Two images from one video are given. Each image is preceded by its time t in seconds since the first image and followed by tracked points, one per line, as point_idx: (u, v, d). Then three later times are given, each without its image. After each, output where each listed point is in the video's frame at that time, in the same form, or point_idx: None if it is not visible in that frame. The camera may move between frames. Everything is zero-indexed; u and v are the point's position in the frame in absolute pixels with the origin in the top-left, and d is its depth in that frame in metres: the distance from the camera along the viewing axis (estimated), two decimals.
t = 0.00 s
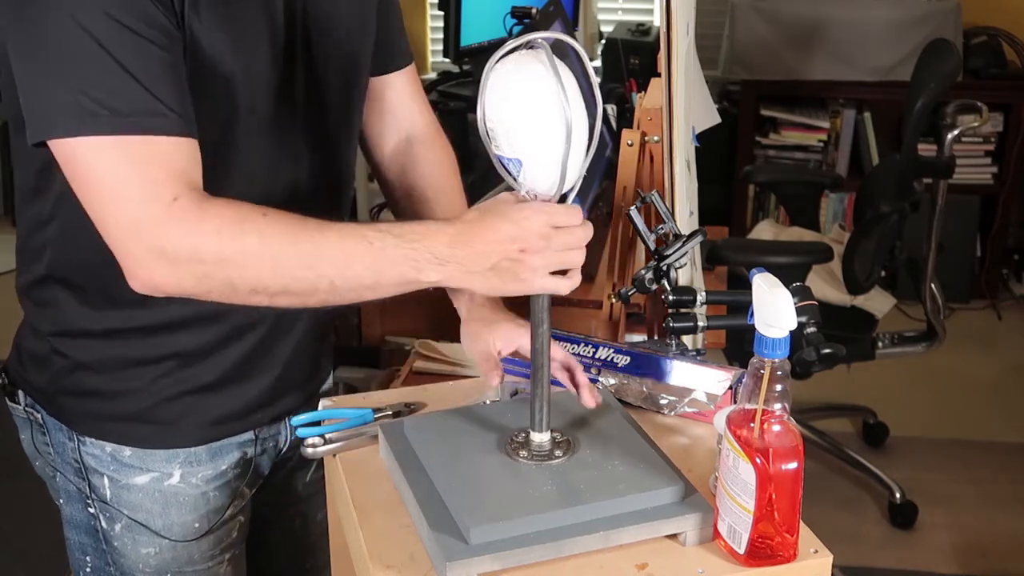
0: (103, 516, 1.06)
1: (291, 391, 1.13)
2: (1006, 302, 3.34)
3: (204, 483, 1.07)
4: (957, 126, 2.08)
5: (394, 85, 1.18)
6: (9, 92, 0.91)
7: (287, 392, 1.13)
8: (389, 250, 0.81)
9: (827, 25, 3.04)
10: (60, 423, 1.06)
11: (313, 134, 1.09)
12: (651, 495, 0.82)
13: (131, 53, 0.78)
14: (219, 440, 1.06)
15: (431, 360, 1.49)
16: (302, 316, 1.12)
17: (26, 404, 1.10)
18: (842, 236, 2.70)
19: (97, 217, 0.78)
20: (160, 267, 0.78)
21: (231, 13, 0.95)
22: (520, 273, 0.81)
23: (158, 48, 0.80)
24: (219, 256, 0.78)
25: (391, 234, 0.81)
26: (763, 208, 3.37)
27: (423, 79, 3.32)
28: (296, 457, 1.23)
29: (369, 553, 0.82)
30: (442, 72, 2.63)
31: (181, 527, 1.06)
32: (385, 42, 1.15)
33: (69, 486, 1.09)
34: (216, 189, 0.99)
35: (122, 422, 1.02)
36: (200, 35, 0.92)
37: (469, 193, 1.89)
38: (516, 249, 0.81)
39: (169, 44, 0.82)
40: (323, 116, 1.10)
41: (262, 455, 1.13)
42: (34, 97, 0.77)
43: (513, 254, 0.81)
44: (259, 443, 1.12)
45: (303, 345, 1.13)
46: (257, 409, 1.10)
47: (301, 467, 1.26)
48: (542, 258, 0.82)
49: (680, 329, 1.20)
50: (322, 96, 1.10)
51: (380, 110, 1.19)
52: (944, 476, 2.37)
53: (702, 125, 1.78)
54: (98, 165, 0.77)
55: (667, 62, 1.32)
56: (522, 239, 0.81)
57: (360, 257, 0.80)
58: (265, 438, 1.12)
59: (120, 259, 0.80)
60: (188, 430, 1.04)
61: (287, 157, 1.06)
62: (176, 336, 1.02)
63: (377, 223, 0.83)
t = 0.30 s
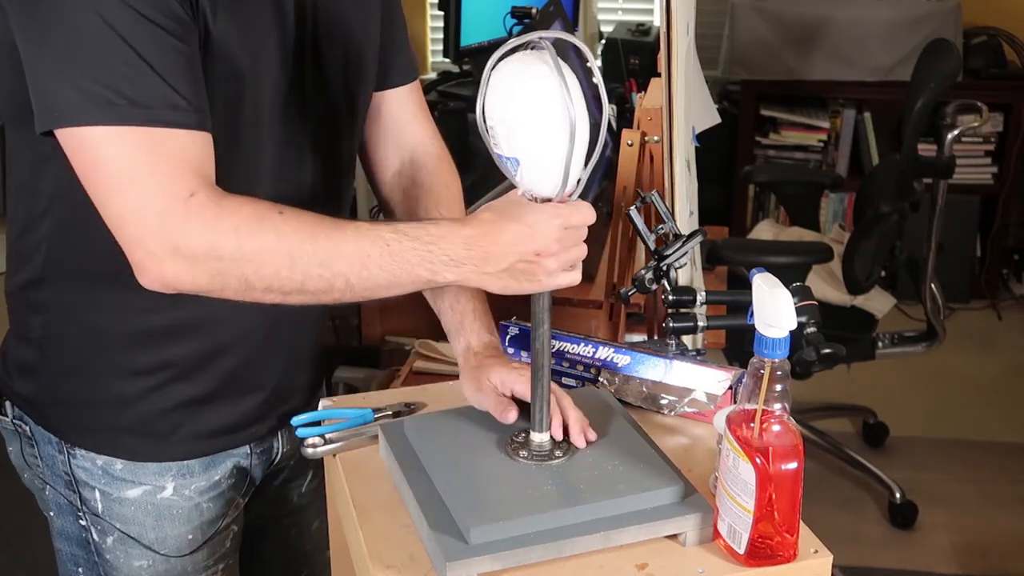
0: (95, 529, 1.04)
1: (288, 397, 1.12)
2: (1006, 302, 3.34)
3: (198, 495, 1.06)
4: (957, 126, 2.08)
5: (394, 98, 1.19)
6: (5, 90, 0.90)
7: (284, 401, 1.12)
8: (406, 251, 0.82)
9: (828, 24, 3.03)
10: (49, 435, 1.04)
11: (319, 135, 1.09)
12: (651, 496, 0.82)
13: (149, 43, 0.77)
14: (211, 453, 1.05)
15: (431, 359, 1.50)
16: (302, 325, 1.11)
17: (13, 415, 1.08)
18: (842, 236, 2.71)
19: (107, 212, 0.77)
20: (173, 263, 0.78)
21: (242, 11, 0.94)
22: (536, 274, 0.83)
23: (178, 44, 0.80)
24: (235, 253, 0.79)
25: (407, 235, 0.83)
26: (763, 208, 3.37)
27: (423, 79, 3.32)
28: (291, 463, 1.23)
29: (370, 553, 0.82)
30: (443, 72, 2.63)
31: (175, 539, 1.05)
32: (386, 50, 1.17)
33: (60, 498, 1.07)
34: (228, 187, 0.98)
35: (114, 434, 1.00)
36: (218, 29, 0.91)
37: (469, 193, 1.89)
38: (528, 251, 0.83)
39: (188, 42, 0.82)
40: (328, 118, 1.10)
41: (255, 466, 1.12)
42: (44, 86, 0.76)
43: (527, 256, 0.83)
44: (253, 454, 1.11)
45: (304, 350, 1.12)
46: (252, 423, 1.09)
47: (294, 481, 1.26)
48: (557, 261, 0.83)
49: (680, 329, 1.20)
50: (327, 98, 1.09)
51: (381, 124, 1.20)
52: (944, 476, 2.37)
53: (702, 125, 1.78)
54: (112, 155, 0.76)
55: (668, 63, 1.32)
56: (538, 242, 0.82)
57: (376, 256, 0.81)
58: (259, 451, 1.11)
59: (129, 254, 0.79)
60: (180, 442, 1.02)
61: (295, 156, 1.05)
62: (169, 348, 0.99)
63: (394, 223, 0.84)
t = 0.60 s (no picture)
0: (91, 536, 1.05)
1: (288, 399, 1.12)
2: (1005, 302, 3.34)
3: (195, 502, 1.06)
4: (957, 126, 2.08)
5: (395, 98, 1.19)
6: (4, 91, 0.90)
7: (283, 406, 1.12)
8: (412, 205, 0.81)
9: (828, 24, 3.03)
10: (46, 442, 1.04)
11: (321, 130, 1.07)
12: (651, 496, 0.82)
13: (149, 34, 0.77)
14: (208, 459, 1.05)
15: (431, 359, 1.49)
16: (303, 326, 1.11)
17: (8, 420, 1.08)
18: (842, 236, 2.70)
19: (112, 206, 0.77)
20: (183, 253, 0.78)
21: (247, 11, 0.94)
22: (547, 211, 0.82)
23: (178, 34, 0.79)
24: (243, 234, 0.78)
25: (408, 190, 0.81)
26: (763, 208, 3.37)
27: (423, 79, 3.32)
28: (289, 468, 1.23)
29: (369, 553, 0.82)
30: (443, 73, 2.62)
31: (172, 546, 1.05)
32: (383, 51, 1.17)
33: (56, 505, 1.07)
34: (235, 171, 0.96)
35: (111, 438, 1.00)
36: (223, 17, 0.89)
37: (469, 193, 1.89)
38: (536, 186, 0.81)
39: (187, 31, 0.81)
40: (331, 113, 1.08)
41: (253, 473, 1.12)
42: (45, 82, 0.75)
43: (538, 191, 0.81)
44: (251, 461, 1.11)
45: (304, 351, 1.12)
46: (251, 428, 1.09)
47: (293, 488, 1.26)
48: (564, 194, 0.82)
49: (680, 329, 1.20)
50: (332, 97, 1.08)
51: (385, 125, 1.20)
52: (944, 476, 2.37)
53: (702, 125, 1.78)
54: (113, 149, 0.75)
55: (668, 62, 1.32)
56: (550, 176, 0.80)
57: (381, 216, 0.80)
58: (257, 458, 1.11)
59: (135, 247, 0.79)
60: (177, 448, 1.02)
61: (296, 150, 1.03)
62: (166, 352, 0.99)
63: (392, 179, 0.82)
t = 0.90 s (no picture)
0: (90, 534, 1.04)
1: (288, 401, 1.12)
2: (1006, 302, 3.34)
3: (194, 500, 1.06)
4: (957, 126, 2.08)
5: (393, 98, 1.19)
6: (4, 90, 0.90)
7: (283, 407, 1.12)
8: (401, 106, 0.75)
9: (828, 24, 3.03)
10: (45, 439, 1.04)
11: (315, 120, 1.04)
12: (651, 495, 0.82)
13: None
14: (207, 456, 1.05)
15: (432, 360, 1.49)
16: (302, 324, 1.11)
17: (7, 418, 1.08)
18: (842, 236, 2.70)
19: (113, 181, 0.73)
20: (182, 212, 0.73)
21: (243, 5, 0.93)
22: (537, 84, 0.80)
23: None
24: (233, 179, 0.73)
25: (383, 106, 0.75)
26: (763, 208, 3.37)
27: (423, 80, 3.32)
28: (289, 469, 1.23)
29: (369, 553, 0.82)
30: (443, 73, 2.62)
31: (170, 545, 1.04)
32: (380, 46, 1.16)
33: (55, 503, 1.07)
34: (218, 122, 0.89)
35: (110, 434, 1.00)
36: None
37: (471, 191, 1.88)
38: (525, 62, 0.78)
39: None
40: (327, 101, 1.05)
41: (252, 473, 1.12)
42: (35, 66, 0.73)
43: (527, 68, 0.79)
44: (250, 461, 1.11)
45: (303, 349, 1.12)
46: (252, 425, 1.09)
47: (293, 489, 1.26)
48: (554, 66, 0.80)
49: (680, 329, 1.20)
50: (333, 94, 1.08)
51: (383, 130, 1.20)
52: (944, 476, 2.37)
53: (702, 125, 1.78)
54: (103, 121, 0.72)
55: (668, 62, 1.32)
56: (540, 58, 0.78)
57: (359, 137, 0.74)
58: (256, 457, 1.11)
59: (145, 223, 0.74)
60: (176, 444, 1.03)
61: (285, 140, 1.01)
62: (163, 345, 0.99)
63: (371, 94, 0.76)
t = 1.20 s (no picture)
0: (89, 529, 1.05)
1: (289, 399, 1.12)
2: (1005, 302, 3.34)
3: (192, 496, 1.06)
4: (957, 126, 2.08)
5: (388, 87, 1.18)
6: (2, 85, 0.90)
7: (283, 405, 1.12)
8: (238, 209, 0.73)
9: (828, 25, 3.03)
10: (45, 433, 1.04)
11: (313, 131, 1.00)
12: (651, 495, 0.82)
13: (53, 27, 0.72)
14: (206, 452, 1.05)
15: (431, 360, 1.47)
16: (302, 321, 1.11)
17: (11, 412, 1.08)
18: (842, 236, 2.70)
19: None
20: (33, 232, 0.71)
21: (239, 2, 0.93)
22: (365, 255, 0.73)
23: (93, 43, 0.75)
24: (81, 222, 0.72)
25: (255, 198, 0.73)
26: (763, 208, 3.37)
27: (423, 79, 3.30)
28: (290, 467, 1.23)
29: (369, 552, 0.82)
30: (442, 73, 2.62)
31: (169, 540, 1.05)
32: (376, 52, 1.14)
33: (55, 497, 1.08)
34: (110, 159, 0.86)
35: (109, 428, 1.00)
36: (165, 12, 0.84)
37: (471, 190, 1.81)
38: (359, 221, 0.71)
39: (105, 42, 0.77)
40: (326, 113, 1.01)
41: (252, 469, 1.12)
42: None
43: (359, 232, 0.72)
44: (250, 457, 1.11)
45: (302, 347, 1.12)
46: (252, 421, 1.09)
47: (293, 488, 1.26)
48: (389, 248, 0.72)
49: (679, 329, 1.20)
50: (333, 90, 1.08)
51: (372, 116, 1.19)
52: (944, 476, 2.37)
53: (702, 125, 1.78)
54: None
55: (668, 62, 1.32)
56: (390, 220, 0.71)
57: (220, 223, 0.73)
58: (257, 453, 1.12)
59: None
60: (175, 440, 1.02)
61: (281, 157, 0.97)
62: (160, 340, 0.99)
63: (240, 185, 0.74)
